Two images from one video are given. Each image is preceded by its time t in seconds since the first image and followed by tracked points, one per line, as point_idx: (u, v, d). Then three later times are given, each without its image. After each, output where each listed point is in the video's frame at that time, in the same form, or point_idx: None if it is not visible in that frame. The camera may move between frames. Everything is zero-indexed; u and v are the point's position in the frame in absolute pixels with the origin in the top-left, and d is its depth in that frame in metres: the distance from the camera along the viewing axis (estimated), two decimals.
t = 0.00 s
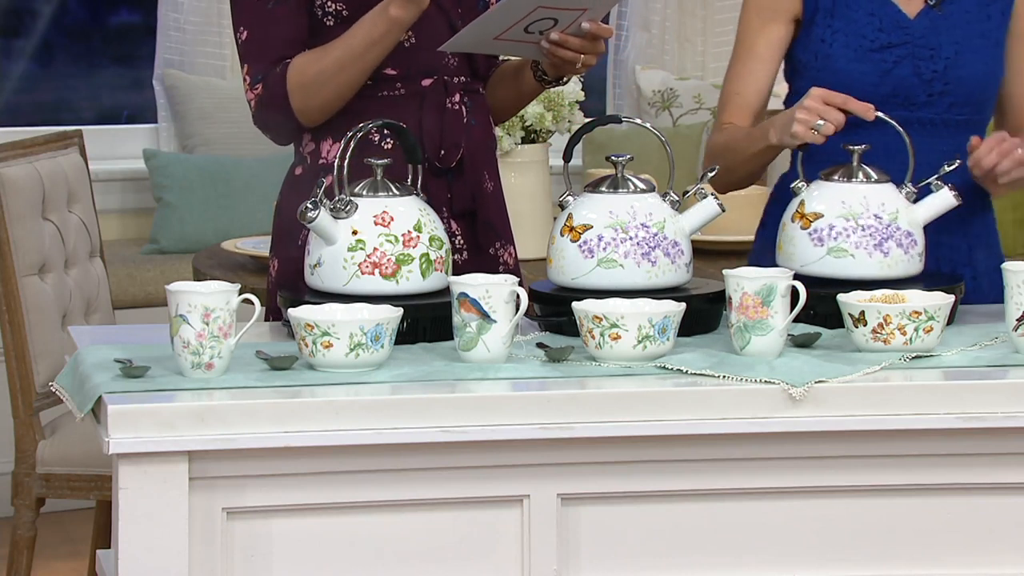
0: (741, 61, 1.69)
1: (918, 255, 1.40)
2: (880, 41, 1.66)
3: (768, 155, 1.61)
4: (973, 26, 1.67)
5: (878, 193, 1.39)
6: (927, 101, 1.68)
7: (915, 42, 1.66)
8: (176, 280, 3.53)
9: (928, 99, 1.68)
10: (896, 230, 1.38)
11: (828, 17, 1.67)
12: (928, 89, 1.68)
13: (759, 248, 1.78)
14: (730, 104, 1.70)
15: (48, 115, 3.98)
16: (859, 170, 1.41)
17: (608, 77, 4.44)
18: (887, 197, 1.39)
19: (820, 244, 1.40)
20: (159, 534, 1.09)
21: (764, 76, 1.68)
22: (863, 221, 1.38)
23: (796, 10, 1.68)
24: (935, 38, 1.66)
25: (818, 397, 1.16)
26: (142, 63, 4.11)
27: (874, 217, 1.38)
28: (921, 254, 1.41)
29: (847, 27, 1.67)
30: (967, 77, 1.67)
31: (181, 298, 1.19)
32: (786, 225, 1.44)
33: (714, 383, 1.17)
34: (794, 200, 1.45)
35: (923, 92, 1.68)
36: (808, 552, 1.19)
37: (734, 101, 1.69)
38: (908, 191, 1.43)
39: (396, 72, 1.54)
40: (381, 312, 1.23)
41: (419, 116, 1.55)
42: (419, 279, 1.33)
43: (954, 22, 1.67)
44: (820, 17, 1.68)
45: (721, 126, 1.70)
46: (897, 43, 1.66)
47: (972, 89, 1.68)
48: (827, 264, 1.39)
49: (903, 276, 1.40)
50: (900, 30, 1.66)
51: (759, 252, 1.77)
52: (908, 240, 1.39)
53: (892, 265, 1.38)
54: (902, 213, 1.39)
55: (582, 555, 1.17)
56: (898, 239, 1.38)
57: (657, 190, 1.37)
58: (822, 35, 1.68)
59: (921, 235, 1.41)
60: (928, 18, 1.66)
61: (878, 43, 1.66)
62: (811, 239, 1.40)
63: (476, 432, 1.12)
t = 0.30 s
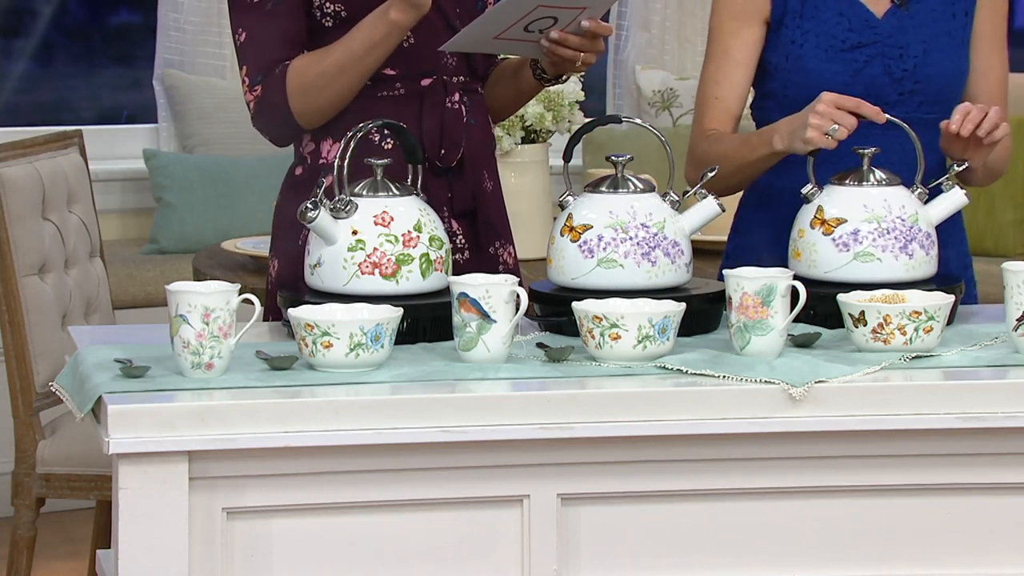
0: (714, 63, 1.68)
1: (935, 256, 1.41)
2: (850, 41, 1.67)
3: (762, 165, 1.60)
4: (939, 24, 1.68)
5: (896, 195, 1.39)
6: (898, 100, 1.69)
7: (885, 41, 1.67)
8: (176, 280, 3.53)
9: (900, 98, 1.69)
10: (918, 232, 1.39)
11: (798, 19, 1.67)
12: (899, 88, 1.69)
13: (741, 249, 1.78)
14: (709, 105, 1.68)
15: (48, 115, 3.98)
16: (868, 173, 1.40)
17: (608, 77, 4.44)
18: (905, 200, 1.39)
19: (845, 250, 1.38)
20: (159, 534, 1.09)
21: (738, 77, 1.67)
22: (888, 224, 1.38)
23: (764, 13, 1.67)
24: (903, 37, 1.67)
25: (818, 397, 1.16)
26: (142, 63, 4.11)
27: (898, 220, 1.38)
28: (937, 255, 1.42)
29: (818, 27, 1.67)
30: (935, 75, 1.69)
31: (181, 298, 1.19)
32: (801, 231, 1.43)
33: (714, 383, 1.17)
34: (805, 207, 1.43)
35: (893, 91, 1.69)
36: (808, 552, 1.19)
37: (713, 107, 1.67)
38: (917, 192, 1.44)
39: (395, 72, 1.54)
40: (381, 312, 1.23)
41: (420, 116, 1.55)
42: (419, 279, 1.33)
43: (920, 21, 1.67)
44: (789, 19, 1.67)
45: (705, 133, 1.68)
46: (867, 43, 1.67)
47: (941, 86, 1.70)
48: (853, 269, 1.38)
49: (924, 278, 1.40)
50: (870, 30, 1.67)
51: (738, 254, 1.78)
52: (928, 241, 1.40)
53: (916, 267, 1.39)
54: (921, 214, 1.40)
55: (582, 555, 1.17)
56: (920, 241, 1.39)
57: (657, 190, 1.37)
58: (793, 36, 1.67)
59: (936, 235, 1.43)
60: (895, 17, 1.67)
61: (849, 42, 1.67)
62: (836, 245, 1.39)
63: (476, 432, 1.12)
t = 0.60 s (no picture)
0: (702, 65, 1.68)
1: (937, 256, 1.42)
2: (836, 41, 1.67)
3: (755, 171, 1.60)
4: (924, 23, 1.68)
5: (897, 196, 1.39)
6: (886, 99, 1.69)
7: (870, 40, 1.67)
8: (176, 280, 3.53)
9: (887, 97, 1.69)
10: (920, 232, 1.39)
11: (783, 20, 1.67)
12: (886, 87, 1.68)
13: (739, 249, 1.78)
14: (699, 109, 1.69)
15: (47, 115, 3.98)
16: (866, 175, 1.40)
17: (608, 77, 4.44)
18: (906, 201, 1.40)
19: (849, 252, 1.38)
20: (159, 534, 1.09)
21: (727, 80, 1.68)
22: (891, 225, 1.38)
23: (749, 13, 1.68)
24: (888, 35, 1.67)
25: (818, 397, 1.16)
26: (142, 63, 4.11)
27: (901, 221, 1.38)
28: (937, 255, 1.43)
29: (803, 28, 1.67)
30: (922, 73, 1.69)
31: (181, 298, 1.19)
32: (803, 235, 1.42)
33: (714, 383, 1.17)
34: (805, 210, 1.43)
35: (880, 90, 1.69)
36: (808, 552, 1.19)
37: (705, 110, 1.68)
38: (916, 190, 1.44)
39: (395, 72, 1.54)
40: (382, 312, 1.23)
41: (420, 116, 1.55)
42: (419, 279, 1.33)
43: (905, 20, 1.68)
44: (774, 20, 1.67)
45: (698, 138, 1.69)
46: (852, 43, 1.67)
47: (927, 84, 1.70)
48: (858, 271, 1.38)
49: (926, 277, 1.41)
50: (855, 29, 1.67)
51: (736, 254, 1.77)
52: (930, 242, 1.40)
53: (920, 266, 1.39)
54: (921, 215, 1.40)
55: (582, 555, 1.17)
56: (923, 242, 1.39)
57: (657, 190, 1.37)
58: (778, 36, 1.67)
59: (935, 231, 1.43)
60: (880, 16, 1.67)
61: (834, 42, 1.67)
62: (839, 247, 1.38)
63: (476, 432, 1.12)
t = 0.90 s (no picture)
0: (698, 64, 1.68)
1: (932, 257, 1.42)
2: (829, 38, 1.67)
3: (751, 170, 1.60)
4: (917, 21, 1.68)
5: (892, 197, 1.39)
6: (880, 97, 1.69)
7: (863, 38, 1.67)
8: (176, 280, 3.53)
9: (881, 94, 1.69)
10: (915, 233, 1.39)
11: (775, 18, 1.67)
12: (880, 84, 1.69)
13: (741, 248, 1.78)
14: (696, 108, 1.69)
15: (47, 115, 3.98)
16: (860, 175, 1.40)
17: (608, 77, 4.44)
18: (901, 202, 1.40)
19: (847, 252, 1.38)
20: (159, 534, 1.09)
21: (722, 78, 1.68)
22: (888, 226, 1.38)
23: (741, 12, 1.68)
24: (881, 33, 1.67)
25: (818, 397, 1.16)
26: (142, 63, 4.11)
27: (898, 221, 1.38)
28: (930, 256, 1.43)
29: (796, 26, 1.67)
30: (916, 70, 1.69)
31: (181, 298, 1.19)
32: (799, 236, 1.42)
33: (714, 383, 1.17)
34: (800, 212, 1.43)
35: (874, 88, 1.69)
36: (808, 552, 1.19)
37: (702, 109, 1.68)
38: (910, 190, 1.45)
39: (397, 73, 1.54)
40: (382, 312, 1.23)
41: (421, 116, 1.55)
42: (419, 279, 1.33)
43: (899, 18, 1.68)
44: (768, 18, 1.67)
45: (695, 137, 1.69)
46: (846, 40, 1.67)
47: (922, 82, 1.69)
48: (856, 272, 1.38)
49: (921, 279, 1.41)
50: (848, 27, 1.67)
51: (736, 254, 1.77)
52: (925, 243, 1.41)
53: (915, 268, 1.39)
54: (916, 215, 1.40)
55: (582, 555, 1.17)
56: (918, 243, 1.39)
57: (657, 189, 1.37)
58: (771, 35, 1.67)
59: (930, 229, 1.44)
60: (874, 14, 1.67)
61: (827, 40, 1.67)
62: (837, 248, 1.38)
63: (476, 432, 1.12)
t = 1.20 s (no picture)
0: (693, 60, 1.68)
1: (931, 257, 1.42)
2: (824, 37, 1.68)
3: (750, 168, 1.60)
4: (913, 20, 1.68)
5: (893, 197, 1.39)
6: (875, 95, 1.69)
7: (857, 37, 1.67)
8: (176, 280, 3.53)
9: (875, 93, 1.69)
10: (915, 233, 1.39)
11: (770, 17, 1.68)
12: (874, 83, 1.69)
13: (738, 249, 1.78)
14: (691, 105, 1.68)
15: (47, 115, 3.98)
16: (860, 175, 1.41)
17: (608, 77, 4.44)
18: (901, 202, 1.40)
19: (847, 253, 1.38)
20: (159, 534, 1.09)
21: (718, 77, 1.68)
22: (888, 226, 1.38)
23: (736, 11, 1.68)
24: (876, 32, 1.68)
25: (818, 397, 1.16)
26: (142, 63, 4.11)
27: (898, 222, 1.38)
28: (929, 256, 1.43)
29: (790, 25, 1.68)
30: (911, 70, 1.68)
31: (181, 298, 1.19)
32: (799, 236, 1.42)
33: (714, 383, 1.17)
34: (800, 212, 1.43)
35: (867, 87, 1.69)
36: (808, 552, 1.19)
37: (698, 106, 1.67)
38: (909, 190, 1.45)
39: (397, 73, 1.54)
40: (382, 312, 1.23)
41: (421, 117, 1.55)
42: (419, 279, 1.33)
43: (893, 18, 1.68)
44: (762, 17, 1.68)
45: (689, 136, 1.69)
46: (840, 39, 1.68)
47: (917, 82, 1.69)
48: (856, 272, 1.38)
49: (921, 280, 1.41)
50: (843, 26, 1.67)
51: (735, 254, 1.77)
52: (925, 243, 1.41)
53: (915, 268, 1.39)
54: (914, 214, 1.40)
55: (582, 555, 1.17)
56: (918, 243, 1.40)
57: (656, 189, 1.37)
58: (766, 34, 1.68)
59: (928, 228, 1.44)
60: (868, 13, 1.68)
61: (821, 38, 1.68)
62: (837, 248, 1.38)
63: (476, 432, 1.12)
